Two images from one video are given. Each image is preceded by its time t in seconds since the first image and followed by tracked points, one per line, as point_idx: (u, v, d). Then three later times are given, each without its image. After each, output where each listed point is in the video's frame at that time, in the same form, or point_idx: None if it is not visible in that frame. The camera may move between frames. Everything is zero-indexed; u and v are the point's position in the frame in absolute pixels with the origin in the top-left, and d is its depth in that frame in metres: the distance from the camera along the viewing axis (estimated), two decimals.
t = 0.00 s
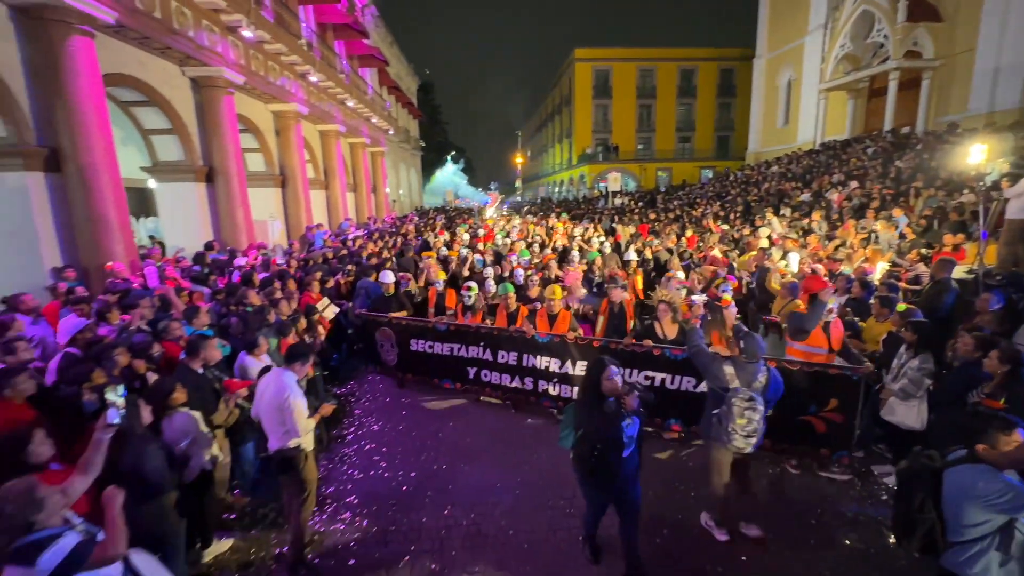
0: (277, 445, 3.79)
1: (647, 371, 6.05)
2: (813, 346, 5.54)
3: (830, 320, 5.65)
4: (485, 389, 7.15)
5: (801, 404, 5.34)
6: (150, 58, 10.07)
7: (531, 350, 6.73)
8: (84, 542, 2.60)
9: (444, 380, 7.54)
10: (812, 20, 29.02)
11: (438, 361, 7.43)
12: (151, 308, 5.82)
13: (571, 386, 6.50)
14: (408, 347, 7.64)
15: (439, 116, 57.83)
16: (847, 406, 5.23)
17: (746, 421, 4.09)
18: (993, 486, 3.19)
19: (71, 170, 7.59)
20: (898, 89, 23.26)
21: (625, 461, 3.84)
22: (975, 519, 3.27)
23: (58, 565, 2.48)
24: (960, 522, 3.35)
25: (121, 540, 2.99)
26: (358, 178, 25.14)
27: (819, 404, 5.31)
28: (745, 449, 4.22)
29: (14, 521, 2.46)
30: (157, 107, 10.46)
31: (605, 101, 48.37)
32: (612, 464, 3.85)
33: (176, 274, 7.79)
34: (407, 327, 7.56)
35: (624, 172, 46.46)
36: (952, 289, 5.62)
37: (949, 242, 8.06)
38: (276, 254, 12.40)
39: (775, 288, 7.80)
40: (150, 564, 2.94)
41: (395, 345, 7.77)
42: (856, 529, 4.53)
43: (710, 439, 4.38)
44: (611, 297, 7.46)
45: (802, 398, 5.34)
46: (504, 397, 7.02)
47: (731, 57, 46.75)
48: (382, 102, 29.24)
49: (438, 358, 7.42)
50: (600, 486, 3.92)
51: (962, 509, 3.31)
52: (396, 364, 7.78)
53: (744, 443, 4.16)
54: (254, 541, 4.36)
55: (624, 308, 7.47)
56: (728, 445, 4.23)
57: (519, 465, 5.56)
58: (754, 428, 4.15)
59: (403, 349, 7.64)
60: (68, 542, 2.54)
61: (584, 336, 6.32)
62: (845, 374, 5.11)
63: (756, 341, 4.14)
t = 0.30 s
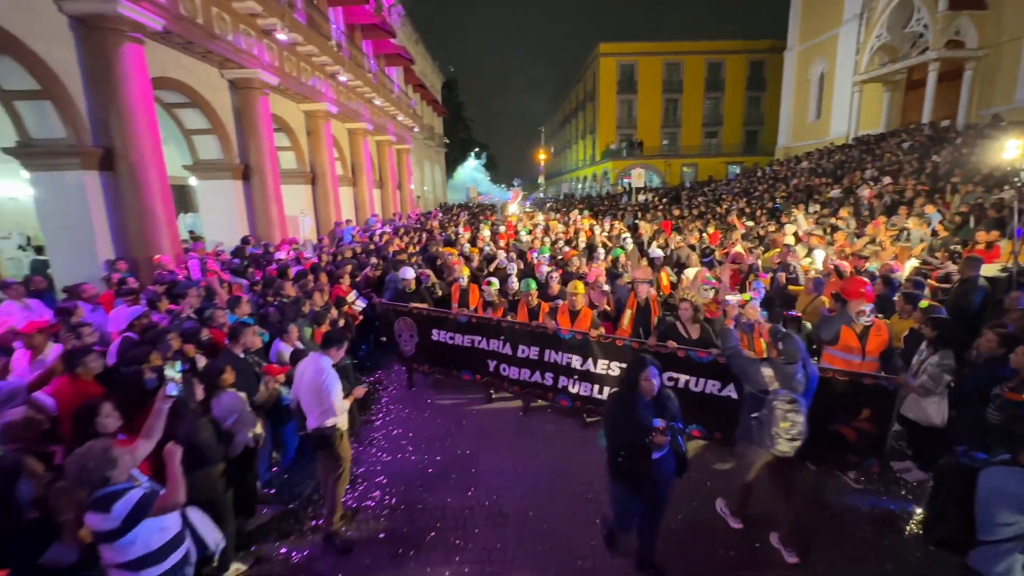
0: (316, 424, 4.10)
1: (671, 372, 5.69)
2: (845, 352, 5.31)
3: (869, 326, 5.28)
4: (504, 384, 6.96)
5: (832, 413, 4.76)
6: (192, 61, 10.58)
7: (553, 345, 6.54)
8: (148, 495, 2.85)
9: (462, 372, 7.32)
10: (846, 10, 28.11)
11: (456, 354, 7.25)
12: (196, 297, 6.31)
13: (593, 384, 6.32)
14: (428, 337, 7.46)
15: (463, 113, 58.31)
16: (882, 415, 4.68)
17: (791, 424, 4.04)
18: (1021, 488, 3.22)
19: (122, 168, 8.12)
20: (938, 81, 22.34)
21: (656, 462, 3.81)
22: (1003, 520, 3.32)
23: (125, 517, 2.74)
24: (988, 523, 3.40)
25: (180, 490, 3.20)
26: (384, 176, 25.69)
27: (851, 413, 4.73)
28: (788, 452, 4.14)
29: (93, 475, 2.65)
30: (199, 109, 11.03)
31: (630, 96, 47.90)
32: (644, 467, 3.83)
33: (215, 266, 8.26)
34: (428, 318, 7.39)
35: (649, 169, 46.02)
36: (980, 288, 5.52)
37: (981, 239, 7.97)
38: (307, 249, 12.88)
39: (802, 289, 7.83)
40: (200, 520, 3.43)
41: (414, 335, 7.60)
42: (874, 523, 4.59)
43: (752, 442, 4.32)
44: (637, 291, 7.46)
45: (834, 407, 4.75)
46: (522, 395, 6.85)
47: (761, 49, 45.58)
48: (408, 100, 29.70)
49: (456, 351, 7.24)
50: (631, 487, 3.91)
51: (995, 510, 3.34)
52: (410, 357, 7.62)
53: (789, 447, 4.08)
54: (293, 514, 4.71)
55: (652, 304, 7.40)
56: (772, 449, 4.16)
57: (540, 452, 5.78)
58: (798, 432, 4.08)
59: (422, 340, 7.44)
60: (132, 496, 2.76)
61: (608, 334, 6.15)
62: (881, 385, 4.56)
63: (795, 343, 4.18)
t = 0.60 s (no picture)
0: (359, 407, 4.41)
1: (698, 374, 5.80)
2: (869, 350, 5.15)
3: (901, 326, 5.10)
4: (523, 387, 7.12)
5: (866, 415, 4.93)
6: (224, 64, 11.04)
7: (572, 347, 6.67)
8: (189, 458, 3.13)
9: (480, 377, 7.55)
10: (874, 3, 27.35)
11: (477, 358, 7.46)
12: (233, 290, 6.70)
13: (614, 386, 6.39)
14: (447, 342, 7.70)
15: (482, 112, 58.61)
16: (917, 417, 4.83)
17: (833, 424, 3.97)
18: None
19: (161, 168, 8.59)
20: (972, 75, 21.61)
21: (674, 466, 3.61)
22: None
23: (174, 476, 3.01)
24: None
25: (223, 447, 3.56)
26: (405, 174, 26.13)
27: (886, 416, 4.89)
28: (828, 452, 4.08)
29: (148, 442, 2.94)
30: (231, 111, 11.50)
31: (650, 93, 47.48)
32: (662, 472, 3.62)
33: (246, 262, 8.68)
34: (448, 322, 7.61)
35: (669, 167, 45.59)
36: (1002, 286, 5.48)
37: (1008, 237, 7.79)
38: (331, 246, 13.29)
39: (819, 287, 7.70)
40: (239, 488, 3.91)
41: (434, 340, 7.85)
42: (886, 517, 4.70)
43: (787, 444, 4.16)
44: (657, 294, 7.48)
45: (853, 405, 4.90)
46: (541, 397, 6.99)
47: (786, 44, 44.60)
48: (428, 99, 30.10)
49: (476, 354, 7.45)
50: (652, 493, 3.67)
51: None
52: (432, 361, 7.86)
53: (831, 447, 4.03)
54: (324, 493, 5.00)
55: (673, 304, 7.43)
56: (813, 451, 4.05)
57: (556, 442, 5.98)
58: (837, 431, 4.04)
59: (443, 345, 7.70)
60: (178, 457, 3.05)
61: (628, 334, 6.24)
62: (918, 383, 4.71)
63: (830, 340, 4.03)
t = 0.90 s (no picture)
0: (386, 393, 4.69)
1: (707, 376, 5.84)
2: (890, 362, 4.92)
3: (919, 331, 4.87)
4: (537, 383, 7.17)
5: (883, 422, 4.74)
6: (253, 69, 11.53)
7: (585, 347, 6.72)
8: (223, 425, 3.39)
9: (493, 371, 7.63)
10: None
11: (489, 353, 7.53)
12: (262, 284, 7.04)
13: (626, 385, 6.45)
14: (461, 335, 7.76)
15: (497, 112, 58.95)
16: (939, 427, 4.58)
17: (849, 426, 3.93)
18: None
19: (194, 168, 8.99)
20: (1000, 71, 21.08)
21: (687, 468, 3.72)
22: None
23: (212, 444, 3.30)
24: None
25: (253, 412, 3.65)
26: (421, 174, 26.54)
27: (905, 423, 4.68)
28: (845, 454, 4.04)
29: (190, 416, 3.18)
30: (257, 113, 11.89)
31: (666, 92, 47.20)
32: (670, 474, 3.75)
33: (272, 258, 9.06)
34: (460, 317, 7.70)
35: (685, 166, 45.24)
36: (1015, 284, 5.50)
37: None
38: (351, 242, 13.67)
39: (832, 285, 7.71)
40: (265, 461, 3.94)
41: (446, 332, 7.91)
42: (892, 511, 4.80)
43: (806, 446, 4.19)
44: (676, 293, 7.53)
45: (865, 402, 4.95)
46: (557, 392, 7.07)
47: (807, 41, 43.88)
48: (445, 100, 30.50)
49: (488, 350, 7.53)
50: (662, 495, 3.78)
51: None
52: (445, 353, 7.92)
53: (848, 449, 3.98)
54: (347, 476, 5.30)
55: (691, 303, 7.45)
56: (829, 453, 4.06)
57: (569, 433, 6.19)
58: (854, 434, 3.97)
59: (455, 338, 7.77)
60: (213, 428, 3.31)
61: (640, 336, 6.28)
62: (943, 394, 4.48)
63: (846, 343, 4.03)
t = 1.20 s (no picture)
0: (399, 384, 4.94)
1: (713, 378, 6.02)
2: (895, 361, 5.03)
3: (925, 332, 4.97)
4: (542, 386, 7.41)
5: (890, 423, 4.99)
6: (269, 75, 11.90)
7: (591, 349, 6.92)
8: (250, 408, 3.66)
9: (499, 373, 7.86)
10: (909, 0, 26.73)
11: (496, 353, 7.76)
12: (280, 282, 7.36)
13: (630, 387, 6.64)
14: (466, 337, 7.97)
15: (506, 114, 59.26)
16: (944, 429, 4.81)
17: (853, 428, 3.99)
18: None
19: (215, 170, 9.36)
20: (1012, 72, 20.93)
21: (699, 473, 3.70)
22: None
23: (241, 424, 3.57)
24: None
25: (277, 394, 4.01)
26: (431, 176, 26.88)
27: (913, 426, 4.91)
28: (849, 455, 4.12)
29: (223, 397, 3.46)
30: (274, 118, 12.29)
31: (675, 94, 47.21)
32: (680, 476, 3.74)
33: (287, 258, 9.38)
34: (467, 319, 7.90)
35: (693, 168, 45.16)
36: (1009, 284, 5.62)
37: None
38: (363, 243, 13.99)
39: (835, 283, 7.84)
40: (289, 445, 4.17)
41: (451, 335, 8.12)
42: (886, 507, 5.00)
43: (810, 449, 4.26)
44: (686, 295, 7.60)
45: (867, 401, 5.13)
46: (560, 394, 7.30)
47: (818, 42, 43.64)
48: (454, 103, 30.82)
49: (495, 351, 7.76)
50: (670, 495, 3.78)
51: None
52: (448, 357, 8.17)
53: (851, 451, 4.06)
54: (363, 465, 5.58)
55: (698, 304, 7.53)
56: (833, 455, 4.12)
57: (574, 427, 6.40)
58: (858, 436, 4.04)
59: (462, 341, 7.97)
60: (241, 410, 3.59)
61: (645, 338, 6.48)
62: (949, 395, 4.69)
63: (848, 343, 4.26)
